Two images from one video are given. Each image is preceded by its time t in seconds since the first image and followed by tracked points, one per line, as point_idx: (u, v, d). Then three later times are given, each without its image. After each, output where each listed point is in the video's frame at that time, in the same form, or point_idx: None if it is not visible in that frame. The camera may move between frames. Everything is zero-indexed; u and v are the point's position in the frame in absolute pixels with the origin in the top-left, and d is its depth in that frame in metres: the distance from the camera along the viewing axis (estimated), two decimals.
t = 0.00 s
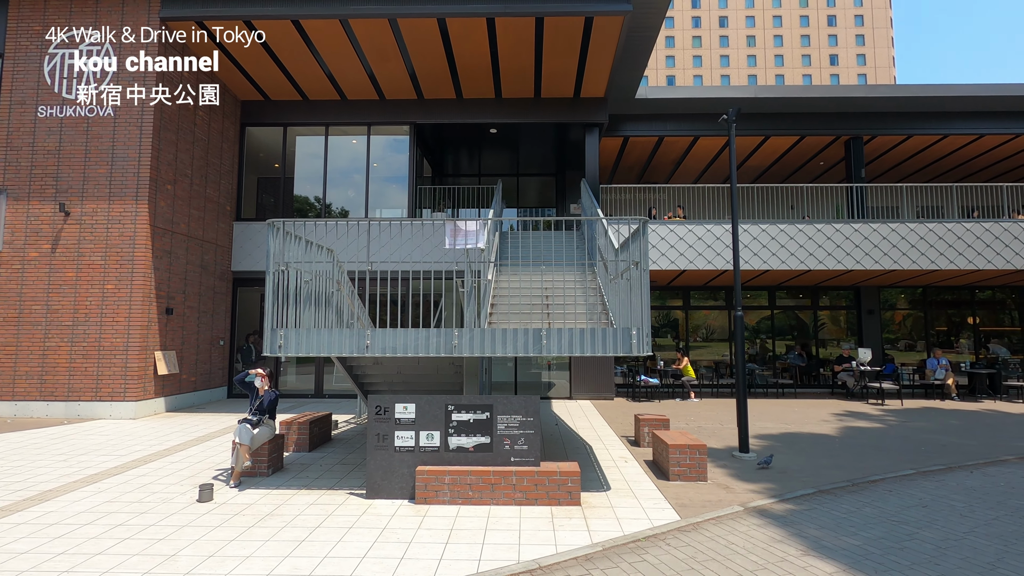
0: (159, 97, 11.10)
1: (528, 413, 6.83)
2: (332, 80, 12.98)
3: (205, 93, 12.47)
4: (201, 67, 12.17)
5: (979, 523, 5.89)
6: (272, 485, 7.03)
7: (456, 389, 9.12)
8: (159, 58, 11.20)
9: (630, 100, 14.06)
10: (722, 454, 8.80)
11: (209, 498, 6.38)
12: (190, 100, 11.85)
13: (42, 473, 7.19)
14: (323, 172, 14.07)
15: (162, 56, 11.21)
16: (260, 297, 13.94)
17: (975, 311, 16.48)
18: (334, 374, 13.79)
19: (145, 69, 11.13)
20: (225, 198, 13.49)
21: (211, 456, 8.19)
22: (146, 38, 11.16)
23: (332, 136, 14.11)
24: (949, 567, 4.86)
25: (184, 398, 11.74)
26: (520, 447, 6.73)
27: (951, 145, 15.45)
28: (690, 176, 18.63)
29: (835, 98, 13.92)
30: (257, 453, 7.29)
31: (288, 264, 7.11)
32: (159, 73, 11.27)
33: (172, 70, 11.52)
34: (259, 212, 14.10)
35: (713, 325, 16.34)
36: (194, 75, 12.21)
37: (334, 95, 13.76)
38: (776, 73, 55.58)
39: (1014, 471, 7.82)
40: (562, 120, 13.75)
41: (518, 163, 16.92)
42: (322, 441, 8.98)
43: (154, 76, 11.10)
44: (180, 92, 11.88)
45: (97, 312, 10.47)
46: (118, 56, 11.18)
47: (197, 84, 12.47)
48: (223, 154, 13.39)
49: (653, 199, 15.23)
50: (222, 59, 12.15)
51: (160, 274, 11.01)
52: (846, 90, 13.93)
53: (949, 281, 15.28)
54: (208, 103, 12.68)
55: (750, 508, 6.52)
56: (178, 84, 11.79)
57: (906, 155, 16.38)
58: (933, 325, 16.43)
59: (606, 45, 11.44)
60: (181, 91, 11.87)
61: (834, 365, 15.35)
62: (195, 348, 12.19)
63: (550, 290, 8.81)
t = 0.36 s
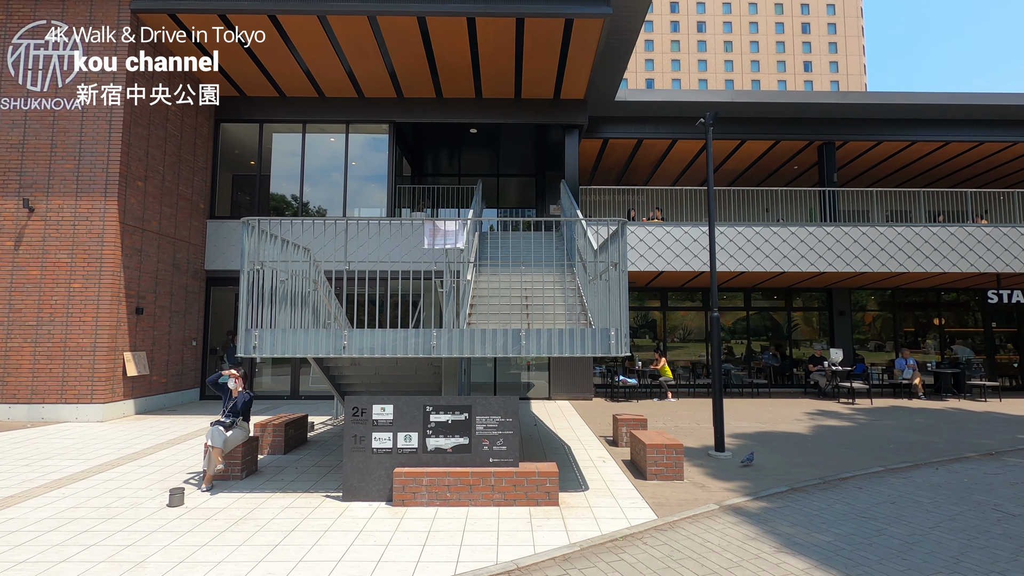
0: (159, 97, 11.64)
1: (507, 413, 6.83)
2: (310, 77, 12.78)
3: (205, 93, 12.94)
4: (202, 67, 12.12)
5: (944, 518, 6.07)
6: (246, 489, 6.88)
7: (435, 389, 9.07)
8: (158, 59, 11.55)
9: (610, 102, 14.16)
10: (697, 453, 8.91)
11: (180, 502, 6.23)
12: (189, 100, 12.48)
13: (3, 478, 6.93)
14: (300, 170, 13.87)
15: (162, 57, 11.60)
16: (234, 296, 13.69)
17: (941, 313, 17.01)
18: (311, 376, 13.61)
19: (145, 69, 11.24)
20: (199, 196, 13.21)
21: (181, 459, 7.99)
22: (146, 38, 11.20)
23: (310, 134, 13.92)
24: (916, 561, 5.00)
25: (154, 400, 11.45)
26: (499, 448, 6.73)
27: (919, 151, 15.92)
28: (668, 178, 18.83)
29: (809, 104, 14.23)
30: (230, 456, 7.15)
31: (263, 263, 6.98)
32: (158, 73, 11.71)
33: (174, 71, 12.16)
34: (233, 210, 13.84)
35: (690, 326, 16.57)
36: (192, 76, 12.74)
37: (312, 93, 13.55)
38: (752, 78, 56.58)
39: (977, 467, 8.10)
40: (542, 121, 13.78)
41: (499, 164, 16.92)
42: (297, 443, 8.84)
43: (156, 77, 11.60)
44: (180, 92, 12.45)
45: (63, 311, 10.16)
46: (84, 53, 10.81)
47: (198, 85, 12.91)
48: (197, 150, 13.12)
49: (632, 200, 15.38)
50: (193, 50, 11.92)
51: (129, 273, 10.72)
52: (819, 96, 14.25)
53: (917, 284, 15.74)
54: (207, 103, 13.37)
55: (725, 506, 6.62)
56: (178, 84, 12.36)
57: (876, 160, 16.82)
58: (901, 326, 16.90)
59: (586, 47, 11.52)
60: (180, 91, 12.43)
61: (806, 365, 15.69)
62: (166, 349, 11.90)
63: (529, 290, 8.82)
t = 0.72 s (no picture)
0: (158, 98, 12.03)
1: (494, 421, 6.80)
2: (295, 82, 12.70)
3: (205, 92, 12.85)
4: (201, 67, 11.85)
5: (924, 522, 6.17)
6: (227, 499, 6.75)
7: (421, 397, 9.00)
8: (159, 59, 11.78)
9: (596, 111, 14.29)
10: (683, 460, 8.95)
11: (159, 514, 6.09)
12: (188, 100, 12.75)
13: None
14: (285, 176, 13.77)
15: (162, 57, 11.79)
16: (217, 303, 13.50)
17: (919, 320, 17.35)
18: (294, 384, 13.44)
19: (145, 69, 11.65)
20: (181, 201, 13.02)
21: (161, 469, 7.82)
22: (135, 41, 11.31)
23: (295, 140, 13.83)
24: (898, 566, 5.07)
25: (133, 409, 11.20)
26: (485, 456, 6.69)
27: (897, 162, 16.28)
28: (653, 186, 19.02)
29: (791, 115, 14.49)
30: (211, 465, 7.03)
31: (247, 269, 6.90)
32: (157, 73, 11.97)
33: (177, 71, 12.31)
34: (217, 216, 13.67)
35: (675, 334, 16.71)
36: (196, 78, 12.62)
37: (297, 98, 13.46)
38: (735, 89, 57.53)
39: (955, 472, 8.24)
40: (529, 129, 13.86)
41: (485, 171, 16.97)
42: (280, 453, 8.71)
43: (156, 77, 11.96)
44: (180, 92, 12.81)
45: (39, 318, 9.93)
46: (64, 57, 10.65)
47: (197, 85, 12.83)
48: (180, 155, 12.96)
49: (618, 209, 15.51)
50: (175, 51, 11.74)
51: (108, 279, 10.52)
52: (800, 107, 14.52)
53: (895, 292, 16.04)
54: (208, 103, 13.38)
55: (710, 512, 6.65)
56: (178, 84, 12.69)
57: (856, 170, 17.16)
58: (881, 333, 17.20)
59: (572, 56, 11.61)
60: (180, 91, 12.81)
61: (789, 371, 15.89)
62: (146, 357, 11.67)
63: (516, 297, 8.82)
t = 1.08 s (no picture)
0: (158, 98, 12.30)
1: (485, 419, 6.81)
2: (285, 79, 12.58)
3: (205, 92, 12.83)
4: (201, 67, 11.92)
5: (910, 517, 6.26)
6: (216, 499, 6.70)
7: (412, 396, 8.98)
8: (158, 59, 11.88)
9: (587, 109, 14.31)
10: (673, 457, 9.01)
11: (146, 514, 6.03)
12: (188, 100, 12.93)
13: None
14: (275, 174, 13.67)
15: (161, 57, 11.89)
16: (205, 302, 13.38)
17: (906, 318, 17.57)
18: (284, 383, 13.36)
19: (144, 69, 11.84)
20: (169, 198, 12.88)
21: (148, 469, 7.74)
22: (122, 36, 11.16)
23: (285, 137, 13.72)
24: (884, 560, 5.13)
25: (119, 409, 11.07)
26: (476, 455, 6.69)
27: (885, 161, 16.45)
28: (644, 184, 19.07)
29: (781, 114, 14.59)
30: (200, 465, 6.96)
31: (236, 267, 6.84)
32: (157, 73, 12.14)
33: (174, 72, 12.40)
34: (205, 213, 13.54)
35: (665, 332, 16.79)
36: (195, 78, 12.67)
37: (287, 95, 13.34)
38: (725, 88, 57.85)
39: (940, 468, 8.36)
40: (521, 127, 13.85)
41: (477, 169, 16.93)
42: (270, 452, 8.65)
43: (156, 77, 12.18)
44: (179, 92, 12.98)
45: (23, 317, 9.79)
46: (48, 52, 10.50)
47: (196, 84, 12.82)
48: (167, 151, 12.83)
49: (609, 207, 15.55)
50: (161, 45, 11.57)
51: (95, 277, 10.40)
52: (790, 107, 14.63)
53: (883, 290, 16.22)
54: (208, 103, 13.41)
55: (700, 509, 6.70)
56: (178, 84, 12.85)
57: (844, 170, 17.31)
58: (869, 331, 17.40)
59: (563, 54, 11.60)
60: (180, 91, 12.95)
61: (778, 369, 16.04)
62: (133, 356, 11.53)
63: (508, 295, 8.81)
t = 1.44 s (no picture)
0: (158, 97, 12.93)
1: (460, 415, 6.79)
2: (257, 70, 12.29)
3: (205, 92, 12.74)
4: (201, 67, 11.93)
5: (873, 508, 6.45)
6: (183, 499, 6.53)
7: (387, 393, 8.90)
8: (160, 58, 12.02)
9: (564, 107, 14.35)
10: (647, 452, 9.12)
11: (110, 515, 5.85)
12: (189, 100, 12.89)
13: None
14: (247, 167, 13.37)
15: (162, 57, 12.01)
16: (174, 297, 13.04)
17: (871, 315, 18.10)
18: (256, 380, 13.10)
19: (146, 69, 12.32)
20: (135, 190, 12.49)
21: (111, 470, 7.50)
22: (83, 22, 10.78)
23: (257, 129, 13.42)
24: (849, 550, 5.28)
25: (82, 408, 10.71)
26: (451, 451, 6.68)
27: (852, 163, 16.89)
28: (621, 182, 19.23)
29: (754, 115, 14.85)
30: (166, 464, 6.78)
31: (205, 261, 6.67)
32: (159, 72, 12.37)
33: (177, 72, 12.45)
34: (173, 206, 13.18)
35: (641, 329, 16.97)
36: (177, 74, 12.54)
37: (259, 87, 13.03)
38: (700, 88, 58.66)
39: (902, 460, 8.65)
40: (498, 124, 13.82)
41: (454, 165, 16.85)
42: (240, 450, 8.48)
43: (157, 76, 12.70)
44: (181, 91, 12.99)
45: None
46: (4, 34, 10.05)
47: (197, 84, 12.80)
48: (133, 141, 12.45)
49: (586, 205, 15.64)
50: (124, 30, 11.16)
51: (56, 271, 10.04)
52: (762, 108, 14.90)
53: (849, 288, 16.69)
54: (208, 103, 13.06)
55: (673, 503, 6.79)
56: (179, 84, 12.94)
57: (814, 170, 17.72)
58: (836, 328, 17.89)
59: (540, 51, 11.61)
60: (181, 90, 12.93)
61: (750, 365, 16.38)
62: (96, 353, 11.16)
63: (484, 291, 8.78)
